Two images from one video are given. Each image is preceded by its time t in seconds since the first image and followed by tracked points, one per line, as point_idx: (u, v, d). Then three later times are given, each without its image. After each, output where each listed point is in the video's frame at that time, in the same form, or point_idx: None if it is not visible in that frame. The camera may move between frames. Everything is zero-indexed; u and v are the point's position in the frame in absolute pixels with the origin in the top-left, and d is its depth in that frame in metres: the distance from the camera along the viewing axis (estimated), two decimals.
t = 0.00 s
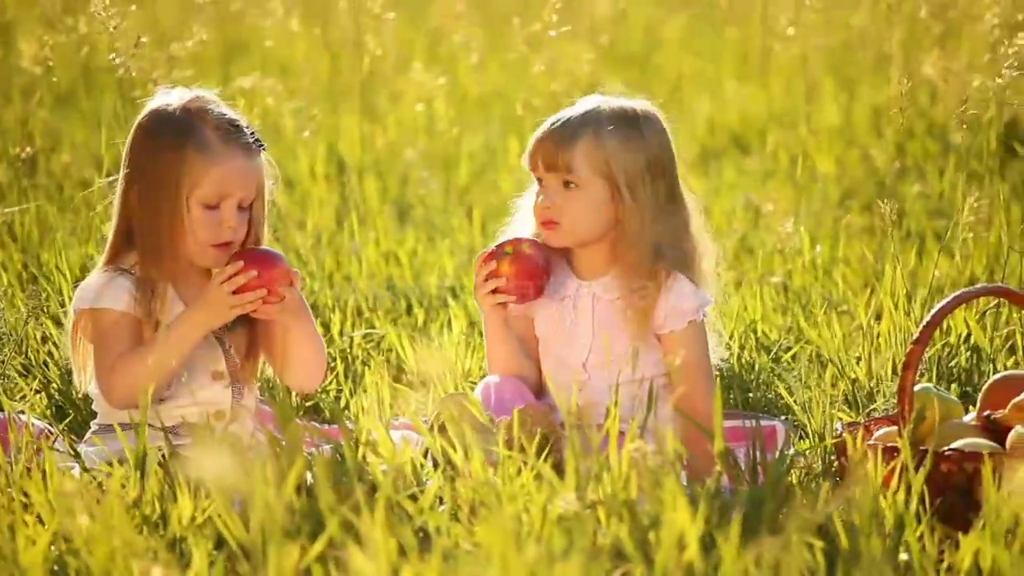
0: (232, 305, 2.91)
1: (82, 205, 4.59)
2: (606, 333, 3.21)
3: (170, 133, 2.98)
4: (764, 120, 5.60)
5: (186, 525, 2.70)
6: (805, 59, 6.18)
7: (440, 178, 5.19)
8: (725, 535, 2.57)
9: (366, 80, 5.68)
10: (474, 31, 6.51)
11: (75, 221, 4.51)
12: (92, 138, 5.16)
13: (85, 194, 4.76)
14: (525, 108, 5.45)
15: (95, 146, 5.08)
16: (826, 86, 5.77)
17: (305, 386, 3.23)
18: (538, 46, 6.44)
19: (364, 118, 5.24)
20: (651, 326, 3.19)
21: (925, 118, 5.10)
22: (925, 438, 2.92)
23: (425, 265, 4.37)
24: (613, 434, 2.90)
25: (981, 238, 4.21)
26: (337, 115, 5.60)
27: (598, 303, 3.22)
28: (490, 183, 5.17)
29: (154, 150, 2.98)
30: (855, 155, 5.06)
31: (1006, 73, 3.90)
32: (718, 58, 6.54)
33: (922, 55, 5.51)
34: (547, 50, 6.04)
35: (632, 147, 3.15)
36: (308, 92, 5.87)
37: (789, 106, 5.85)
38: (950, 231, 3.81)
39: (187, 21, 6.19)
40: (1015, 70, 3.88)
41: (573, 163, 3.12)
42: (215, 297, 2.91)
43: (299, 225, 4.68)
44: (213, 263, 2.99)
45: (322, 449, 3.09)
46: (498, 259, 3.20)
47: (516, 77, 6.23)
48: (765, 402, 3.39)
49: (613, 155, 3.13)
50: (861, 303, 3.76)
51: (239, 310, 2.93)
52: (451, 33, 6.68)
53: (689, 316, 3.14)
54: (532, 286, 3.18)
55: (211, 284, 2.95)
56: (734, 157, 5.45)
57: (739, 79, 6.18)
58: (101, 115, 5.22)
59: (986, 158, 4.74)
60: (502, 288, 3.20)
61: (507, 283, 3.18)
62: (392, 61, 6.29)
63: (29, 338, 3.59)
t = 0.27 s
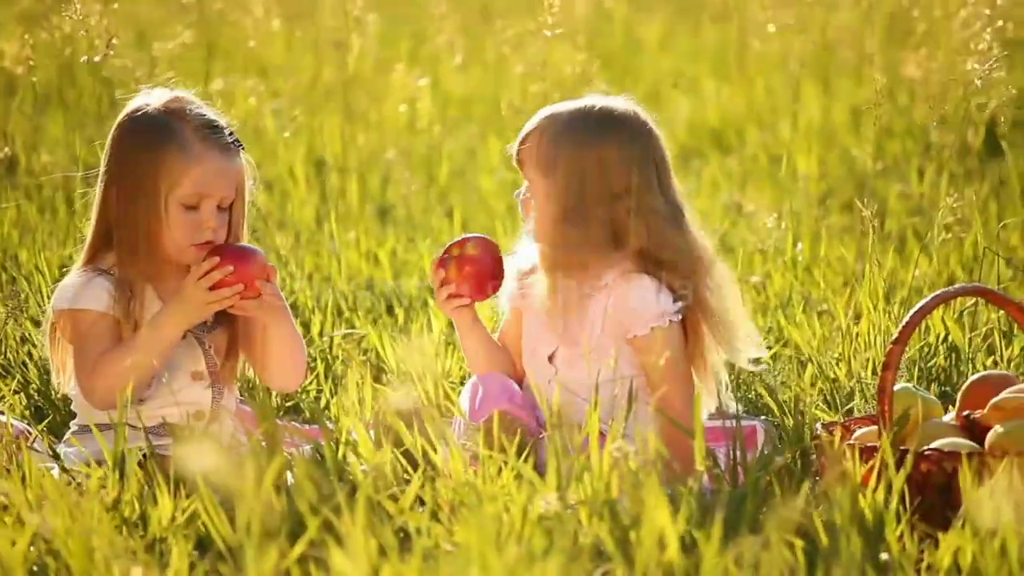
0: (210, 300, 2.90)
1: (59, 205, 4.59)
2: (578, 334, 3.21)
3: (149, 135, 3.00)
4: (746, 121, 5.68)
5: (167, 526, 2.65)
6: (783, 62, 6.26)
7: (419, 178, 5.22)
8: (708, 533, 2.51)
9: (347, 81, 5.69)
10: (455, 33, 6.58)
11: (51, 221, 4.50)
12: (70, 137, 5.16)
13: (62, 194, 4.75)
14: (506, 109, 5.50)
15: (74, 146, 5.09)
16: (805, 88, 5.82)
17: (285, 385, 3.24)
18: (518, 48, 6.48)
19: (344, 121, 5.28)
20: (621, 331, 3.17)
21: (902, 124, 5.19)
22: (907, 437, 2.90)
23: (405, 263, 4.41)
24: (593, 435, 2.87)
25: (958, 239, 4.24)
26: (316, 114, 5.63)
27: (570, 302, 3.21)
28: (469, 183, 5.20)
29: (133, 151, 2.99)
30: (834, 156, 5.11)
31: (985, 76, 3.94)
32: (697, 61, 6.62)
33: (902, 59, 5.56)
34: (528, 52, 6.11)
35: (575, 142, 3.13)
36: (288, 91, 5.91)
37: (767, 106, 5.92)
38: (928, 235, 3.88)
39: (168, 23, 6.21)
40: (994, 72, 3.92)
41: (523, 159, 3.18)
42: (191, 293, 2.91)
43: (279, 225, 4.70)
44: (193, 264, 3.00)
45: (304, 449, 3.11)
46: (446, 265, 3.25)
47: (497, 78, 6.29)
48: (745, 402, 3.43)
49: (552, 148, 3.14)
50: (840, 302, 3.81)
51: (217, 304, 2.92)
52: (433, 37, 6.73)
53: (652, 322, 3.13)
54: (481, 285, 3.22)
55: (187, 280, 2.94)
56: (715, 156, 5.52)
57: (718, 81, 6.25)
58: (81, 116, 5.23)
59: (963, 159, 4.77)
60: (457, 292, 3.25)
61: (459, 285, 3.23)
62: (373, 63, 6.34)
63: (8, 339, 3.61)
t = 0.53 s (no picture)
0: (191, 299, 2.91)
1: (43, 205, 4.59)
2: (573, 334, 3.20)
3: (134, 136, 3.00)
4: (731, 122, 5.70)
5: (152, 527, 2.61)
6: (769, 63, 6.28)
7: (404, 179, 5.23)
8: (695, 533, 2.49)
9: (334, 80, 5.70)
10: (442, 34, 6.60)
11: (35, 221, 4.50)
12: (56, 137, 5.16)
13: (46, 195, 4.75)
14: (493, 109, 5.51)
15: (60, 146, 5.08)
16: (791, 89, 5.83)
17: (270, 385, 3.23)
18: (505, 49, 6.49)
19: (331, 122, 5.29)
20: (617, 330, 3.18)
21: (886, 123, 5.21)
22: (891, 437, 2.90)
23: (391, 264, 4.42)
24: (580, 435, 2.85)
25: (942, 239, 4.24)
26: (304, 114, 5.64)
27: (568, 302, 3.21)
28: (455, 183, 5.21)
29: (117, 152, 3.00)
30: (820, 156, 5.13)
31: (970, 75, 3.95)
32: (684, 64, 6.65)
33: (886, 60, 5.59)
34: (516, 53, 6.13)
35: (565, 143, 3.13)
36: (275, 92, 5.92)
37: (753, 106, 5.94)
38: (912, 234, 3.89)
39: (154, 25, 6.22)
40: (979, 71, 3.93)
41: (518, 163, 3.18)
42: (172, 292, 2.91)
43: (265, 225, 4.70)
44: (176, 265, 3.01)
45: (290, 448, 3.10)
46: (431, 260, 3.24)
47: (485, 79, 6.31)
48: (732, 402, 3.45)
49: (543, 150, 3.14)
50: (825, 302, 3.83)
51: (198, 303, 2.92)
52: (419, 37, 6.74)
53: (649, 322, 3.15)
54: (468, 272, 3.22)
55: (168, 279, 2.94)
56: (702, 156, 5.53)
57: (705, 83, 6.27)
58: (67, 116, 5.23)
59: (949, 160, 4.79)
60: (450, 282, 3.23)
61: (451, 275, 3.22)
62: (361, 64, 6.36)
63: None
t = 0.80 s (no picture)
0: (169, 295, 2.92)
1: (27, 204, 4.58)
2: (559, 333, 3.20)
3: (117, 135, 3.00)
4: (716, 121, 5.72)
5: (136, 526, 2.60)
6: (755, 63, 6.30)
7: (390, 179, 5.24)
8: (679, 532, 2.48)
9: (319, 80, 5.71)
10: (428, 32, 6.61)
11: (20, 222, 4.51)
12: (40, 135, 5.16)
13: (31, 194, 4.75)
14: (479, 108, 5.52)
15: (45, 144, 5.08)
16: (775, 88, 5.86)
17: (254, 384, 3.24)
18: (490, 48, 6.51)
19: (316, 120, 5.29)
20: (603, 330, 3.17)
21: (870, 123, 5.22)
22: (875, 436, 2.91)
23: (376, 264, 4.42)
24: (565, 434, 2.84)
25: (926, 238, 4.26)
26: (290, 113, 5.64)
27: (553, 301, 3.21)
28: (440, 182, 5.22)
29: (102, 152, 3.00)
30: (805, 155, 5.15)
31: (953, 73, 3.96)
32: (669, 62, 6.67)
33: (870, 59, 5.61)
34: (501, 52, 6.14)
35: (555, 141, 3.13)
36: (261, 90, 5.92)
37: (738, 105, 5.95)
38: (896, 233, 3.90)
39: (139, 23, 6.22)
40: (961, 69, 3.94)
41: (506, 161, 3.17)
42: (150, 289, 2.92)
43: (250, 224, 4.70)
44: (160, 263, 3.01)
45: (274, 446, 3.09)
46: (431, 258, 3.26)
47: (470, 77, 6.32)
48: (717, 401, 3.46)
49: (531, 148, 3.13)
50: (809, 302, 3.85)
51: (177, 300, 2.93)
52: (404, 36, 6.75)
53: (637, 321, 3.13)
54: (468, 279, 3.24)
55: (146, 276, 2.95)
56: (686, 155, 5.55)
57: (690, 82, 6.30)
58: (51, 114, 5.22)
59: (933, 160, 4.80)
60: (441, 285, 3.26)
61: (444, 280, 3.25)
62: (346, 62, 6.37)
63: None
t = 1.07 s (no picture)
0: (152, 293, 2.93)
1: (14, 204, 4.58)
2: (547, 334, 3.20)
3: (109, 136, 3.00)
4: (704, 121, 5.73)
5: (125, 527, 2.60)
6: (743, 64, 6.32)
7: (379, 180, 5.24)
8: (668, 532, 2.48)
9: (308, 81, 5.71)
10: (417, 33, 6.62)
11: (8, 222, 4.51)
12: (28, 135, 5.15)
13: (18, 194, 4.75)
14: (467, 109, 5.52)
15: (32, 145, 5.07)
16: (764, 89, 5.87)
17: (243, 385, 3.24)
18: (479, 48, 6.51)
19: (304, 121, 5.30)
20: (591, 330, 3.17)
21: (858, 123, 5.24)
22: (863, 436, 2.91)
23: (365, 264, 4.42)
24: (553, 435, 2.84)
25: (914, 239, 4.27)
26: (278, 113, 5.64)
27: (541, 301, 3.21)
28: (429, 183, 5.23)
29: (93, 151, 2.99)
30: (793, 155, 5.17)
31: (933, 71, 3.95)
32: (657, 62, 6.68)
33: (858, 60, 5.63)
34: (490, 52, 6.14)
35: (542, 142, 3.13)
36: (249, 90, 5.92)
37: (726, 106, 5.97)
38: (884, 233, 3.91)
39: (128, 23, 6.21)
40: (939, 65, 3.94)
41: (492, 162, 3.17)
42: (133, 287, 2.93)
43: (239, 225, 4.70)
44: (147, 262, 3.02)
45: (263, 447, 3.09)
46: (422, 266, 3.25)
47: (459, 78, 6.33)
48: (706, 401, 3.47)
49: (518, 150, 3.13)
50: (797, 302, 3.87)
51: (161, 297, 2.95)
52: (393, 37, 6.76)
53: (625, 322, 3.13)
54: (458, 286, 3.23)
55: (129, 273, 2.96)
56: (674, 157, 5.56)
57: (679, 83, 6.31)
58: (39, 115, 5.22)
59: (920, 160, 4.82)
60: (431, 293, 3.26)
61: (434, 287, 3.24)
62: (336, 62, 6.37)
63: None
